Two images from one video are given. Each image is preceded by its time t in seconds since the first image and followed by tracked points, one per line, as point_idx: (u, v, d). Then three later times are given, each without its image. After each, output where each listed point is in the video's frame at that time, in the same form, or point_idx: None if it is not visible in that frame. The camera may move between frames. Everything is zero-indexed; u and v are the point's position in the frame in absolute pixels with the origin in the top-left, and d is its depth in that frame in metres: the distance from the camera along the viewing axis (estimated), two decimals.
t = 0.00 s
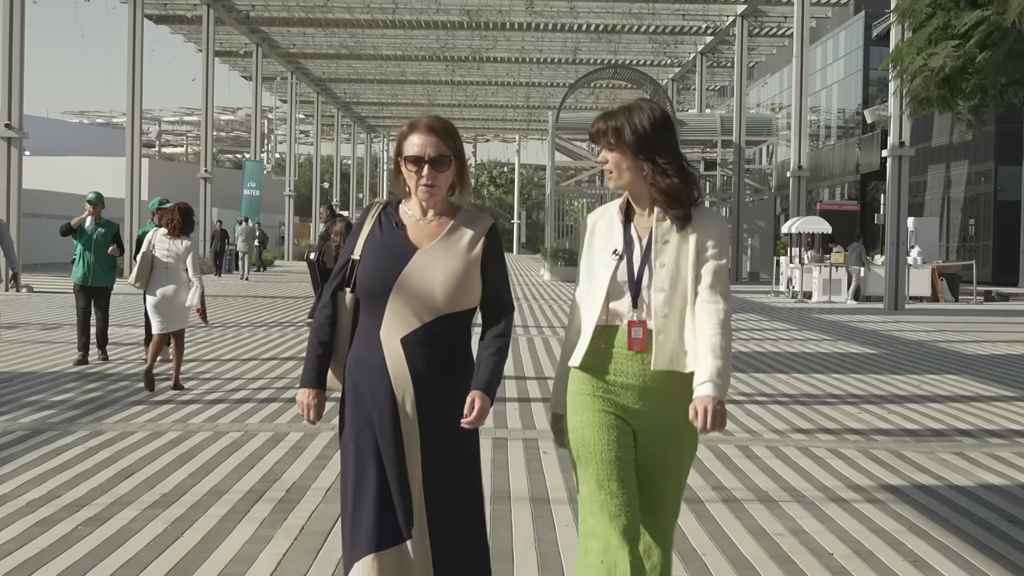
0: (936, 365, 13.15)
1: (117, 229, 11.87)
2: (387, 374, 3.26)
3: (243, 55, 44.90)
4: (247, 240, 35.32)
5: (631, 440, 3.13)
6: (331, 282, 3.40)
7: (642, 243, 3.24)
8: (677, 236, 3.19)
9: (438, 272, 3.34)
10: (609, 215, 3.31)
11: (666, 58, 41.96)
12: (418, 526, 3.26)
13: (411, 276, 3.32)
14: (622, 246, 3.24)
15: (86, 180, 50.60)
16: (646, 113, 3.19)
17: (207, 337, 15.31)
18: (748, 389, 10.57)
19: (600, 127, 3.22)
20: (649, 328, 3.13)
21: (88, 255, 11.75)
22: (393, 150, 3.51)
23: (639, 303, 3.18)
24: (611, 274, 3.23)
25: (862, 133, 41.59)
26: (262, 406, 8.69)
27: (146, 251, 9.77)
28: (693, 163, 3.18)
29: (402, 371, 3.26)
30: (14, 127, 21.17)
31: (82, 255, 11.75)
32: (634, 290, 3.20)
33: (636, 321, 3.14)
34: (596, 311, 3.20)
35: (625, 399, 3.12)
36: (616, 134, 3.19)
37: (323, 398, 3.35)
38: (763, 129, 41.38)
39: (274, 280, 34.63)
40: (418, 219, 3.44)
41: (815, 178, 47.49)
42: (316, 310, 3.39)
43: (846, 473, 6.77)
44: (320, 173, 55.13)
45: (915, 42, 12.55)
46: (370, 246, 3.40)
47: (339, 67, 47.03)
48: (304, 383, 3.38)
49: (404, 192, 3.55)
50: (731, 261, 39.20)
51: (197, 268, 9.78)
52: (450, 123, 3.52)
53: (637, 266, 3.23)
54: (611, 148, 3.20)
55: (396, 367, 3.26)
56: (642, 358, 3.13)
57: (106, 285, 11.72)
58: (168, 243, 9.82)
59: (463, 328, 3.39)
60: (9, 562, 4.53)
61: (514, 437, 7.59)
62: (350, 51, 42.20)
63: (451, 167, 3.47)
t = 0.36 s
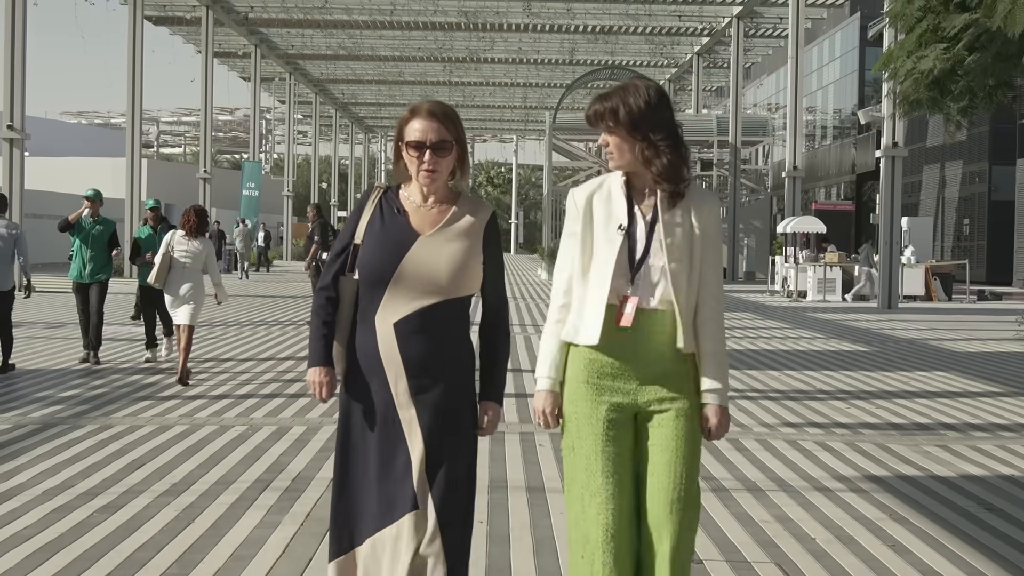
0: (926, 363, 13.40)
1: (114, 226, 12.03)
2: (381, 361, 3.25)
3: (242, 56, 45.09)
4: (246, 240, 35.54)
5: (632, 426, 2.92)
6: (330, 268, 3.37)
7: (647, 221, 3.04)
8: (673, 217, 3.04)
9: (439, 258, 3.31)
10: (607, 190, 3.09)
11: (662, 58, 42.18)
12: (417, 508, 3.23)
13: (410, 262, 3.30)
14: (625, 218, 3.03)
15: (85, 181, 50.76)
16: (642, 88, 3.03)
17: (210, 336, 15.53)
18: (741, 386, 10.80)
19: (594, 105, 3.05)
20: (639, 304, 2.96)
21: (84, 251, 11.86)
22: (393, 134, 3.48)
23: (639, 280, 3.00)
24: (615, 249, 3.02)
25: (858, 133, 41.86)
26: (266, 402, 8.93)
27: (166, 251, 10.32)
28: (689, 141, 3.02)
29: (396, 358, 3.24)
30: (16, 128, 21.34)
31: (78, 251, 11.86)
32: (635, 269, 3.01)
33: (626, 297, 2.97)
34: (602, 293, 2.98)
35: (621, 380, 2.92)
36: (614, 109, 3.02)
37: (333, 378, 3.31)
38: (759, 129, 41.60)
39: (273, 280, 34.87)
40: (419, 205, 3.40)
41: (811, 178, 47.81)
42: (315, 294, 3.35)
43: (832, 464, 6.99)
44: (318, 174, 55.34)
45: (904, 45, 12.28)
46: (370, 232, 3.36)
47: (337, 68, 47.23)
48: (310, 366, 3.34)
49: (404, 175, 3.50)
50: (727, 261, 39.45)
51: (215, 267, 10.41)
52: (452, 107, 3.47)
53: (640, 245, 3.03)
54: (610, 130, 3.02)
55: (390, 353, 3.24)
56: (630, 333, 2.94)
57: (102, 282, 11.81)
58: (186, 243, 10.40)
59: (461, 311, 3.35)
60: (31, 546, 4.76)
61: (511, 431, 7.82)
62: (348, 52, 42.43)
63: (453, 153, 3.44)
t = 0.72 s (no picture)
0: (916, 360, 13.64)
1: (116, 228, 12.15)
2: (383, 370, 3.24)
3: (241, 57, 45.28)
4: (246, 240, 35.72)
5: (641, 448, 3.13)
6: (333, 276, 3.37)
7: (660, 239, 3.24)
8: (688, 236, 3.24)
9: (442, 265, 3.31)
10: (619, 207, 3.29)
11: (659, 59, 42.41)
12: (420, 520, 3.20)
13: (414, 270, 3.29)
14: (637, 236, 3.23)
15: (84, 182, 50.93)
16: (653, 109, 3.23)
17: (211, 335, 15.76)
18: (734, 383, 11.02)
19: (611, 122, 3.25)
20: (648, 322, 3.16)
21: (85, 252, 12.03)
22: (400, 142, 3.49)
23: (650, 297, 3.20)
24: (629, 268, 3.22)
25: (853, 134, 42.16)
26: (270, 398, 9.15)
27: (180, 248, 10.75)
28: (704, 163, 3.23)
29: (399, 366, 3.22)
30: (18, 130, 21.50)
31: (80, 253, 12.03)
32: (645, 287, 3.22)
33: (637, 316, 3.17)
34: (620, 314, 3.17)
35: (632, 398, 3.12)
36: (631, 135, 3.22)
37: (334, 391, 3.31)
38: (755, 129, 41.99)
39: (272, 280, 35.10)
40: (424, 212, 3.40)
41: (807, 178, 48.09)
42: (320, 302, 3.36)
43: (818, 457, 7.23)
44: (316, 175, 55.57)
45: (896, 48, 12.36)
46: (375, 239, 3.36)
47: (336, 70, 47.40)
48: (313, 378, 3.34)
49: (411, 184, 3.51)
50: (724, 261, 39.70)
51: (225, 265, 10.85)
52: (458, 116, 3.48)
53: (651, 263, 3.23)
54: (627, 149, 3.23)
55: (393, 360, 3.23)
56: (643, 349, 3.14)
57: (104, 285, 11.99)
58: (198, 240, 10.81)
59: (466, 320, 3.34)
60: (47, 533, 4.95)
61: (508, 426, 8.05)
62: (346, 53, 42.68)
63: (460, 159, 3.45)
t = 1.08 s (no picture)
0: (902, 360, 13.91)
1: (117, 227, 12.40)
2: (379, 372, 3.31)
3: (237, 58, 45.43)
4: (242, 240, 35.92)
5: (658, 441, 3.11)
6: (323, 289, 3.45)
7: (667, 231, 3.25)
8: (705, 214, 3.23)
9: (429, 270, 3.37)
10: (628, 199, 3.33)
11: (653, 61, 42.64)
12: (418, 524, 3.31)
13: (402, 273, 3.37)
14: (646, 231, 3.25)
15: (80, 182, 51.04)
16: (658, 90, 3.23)
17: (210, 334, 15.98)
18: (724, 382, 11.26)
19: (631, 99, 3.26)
20: (674, 314, 3.12)
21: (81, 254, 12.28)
22: (387, 143, 3.57)
23: (663, 288, 3.21)
24: (638, 261, 3.23)
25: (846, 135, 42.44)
26: (270, 395, 9.37)
27: (195, 249, 11.62)
28: (712, 146, 3.24)
29: (394, 370, 3.30)
30: (17, 131, 21.64)
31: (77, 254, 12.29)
32: (662, 279, 3.21)
33: (660, 307, 3.15)
34: (628, 301, 3.20)
35: (648, 386, 3.11)
36: (644, 125, 3.20)
37: (328, 402, 3.39)
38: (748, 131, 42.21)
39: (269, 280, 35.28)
40: (413, 216, 3.49)
41: (801, 180, 48.38)
42: (313, 314, 3.44)
43: (803, 451, 7.47)
44: (311, 175, 55.75)
45: (885, 52, 12.29)
46: (364, 244, 3.45)
47: (332, 70, 47.54)
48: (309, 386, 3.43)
49: (399, 190, 3.60)
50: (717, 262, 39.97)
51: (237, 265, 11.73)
52: (441, 118, 3.57)
53: (662, 254, 3.24)
54: (635, 143, 3.23)
55: (388, 366, 3.31)
56: (676, 342, 3.12)
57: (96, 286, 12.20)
58: (211, 242, 11.70)
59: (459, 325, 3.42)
60: (61, 521, 5.15)
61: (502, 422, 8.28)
62: (342, 54, 42.91)
63: (446, 157, 3.52)
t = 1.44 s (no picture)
0: (892, 359, 14.13)
1: (115, 227, 12.36)
2: (355, 357, 3.14)
3: (236, 59, 45.64)
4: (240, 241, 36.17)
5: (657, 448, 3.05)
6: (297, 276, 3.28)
7: (656, 248, 3.14)
8: (688, 232, 3.12)
9: (411, 253, 3.21)
10: (616, 217, 3.17)
11: (650, 62, 42.91)
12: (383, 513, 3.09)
13: (383, 257, 3.20)
14: (636, 249, 3.12)
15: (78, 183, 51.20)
16: (646, 100, 3.17)
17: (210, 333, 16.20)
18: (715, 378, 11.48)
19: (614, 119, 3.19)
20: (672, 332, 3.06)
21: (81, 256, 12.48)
22: (368, 128, 3.43)
23: (662, 303, 3.10)
24: (632, 277, 3.11)
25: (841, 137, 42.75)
26: (271, 392, 9.59)
27: (205, 249, 11.95)
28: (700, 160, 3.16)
29: (371, 357, 3.13)
30: (18, 132, 21.84)
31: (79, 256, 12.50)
32: (659, 295, 3.11)
33: (659, 326, 3.07)
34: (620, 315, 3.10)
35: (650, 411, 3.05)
36: (639, 140, 3.11)
37: (302, 378, 3.23)
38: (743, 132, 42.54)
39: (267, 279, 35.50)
40: (392, 201, 3.32)
41: (796, 181, 48.67)
42: (286, 293, 3.28)
43: (789, 445, 7.69)
44: (309, 176, 55.98)
45: (875, 55, 12.49)
46: (342, 228, 3.28)
47: (330, 71, 47.75)
48: (281, 365, 3.26)
49: (380, 175, 3.45)
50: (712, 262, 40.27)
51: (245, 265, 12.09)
52: (421, 102, 3.45)
53: (655, 268, 3.13)
54: (633, 154, 3.13)
55: (365, 350, 3.13)
56: (666, 363, 3.06)
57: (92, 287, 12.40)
58: (221, 243, 12.08)
59: (439, 313, 3.24)
60: (75, 509, 5.38)
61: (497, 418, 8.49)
62: (339, 56, 43.19)
63: (427, 141, 3.38)
